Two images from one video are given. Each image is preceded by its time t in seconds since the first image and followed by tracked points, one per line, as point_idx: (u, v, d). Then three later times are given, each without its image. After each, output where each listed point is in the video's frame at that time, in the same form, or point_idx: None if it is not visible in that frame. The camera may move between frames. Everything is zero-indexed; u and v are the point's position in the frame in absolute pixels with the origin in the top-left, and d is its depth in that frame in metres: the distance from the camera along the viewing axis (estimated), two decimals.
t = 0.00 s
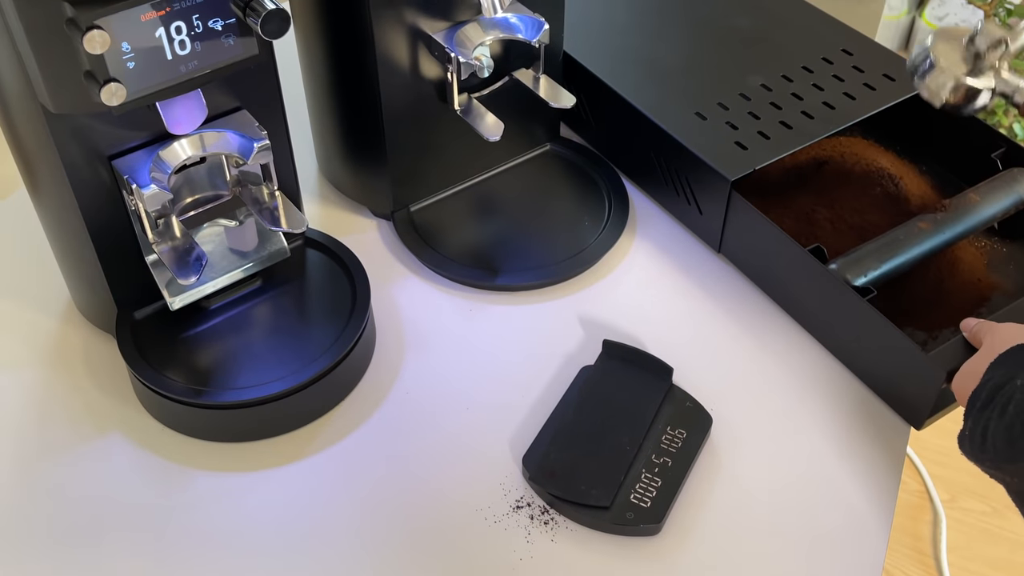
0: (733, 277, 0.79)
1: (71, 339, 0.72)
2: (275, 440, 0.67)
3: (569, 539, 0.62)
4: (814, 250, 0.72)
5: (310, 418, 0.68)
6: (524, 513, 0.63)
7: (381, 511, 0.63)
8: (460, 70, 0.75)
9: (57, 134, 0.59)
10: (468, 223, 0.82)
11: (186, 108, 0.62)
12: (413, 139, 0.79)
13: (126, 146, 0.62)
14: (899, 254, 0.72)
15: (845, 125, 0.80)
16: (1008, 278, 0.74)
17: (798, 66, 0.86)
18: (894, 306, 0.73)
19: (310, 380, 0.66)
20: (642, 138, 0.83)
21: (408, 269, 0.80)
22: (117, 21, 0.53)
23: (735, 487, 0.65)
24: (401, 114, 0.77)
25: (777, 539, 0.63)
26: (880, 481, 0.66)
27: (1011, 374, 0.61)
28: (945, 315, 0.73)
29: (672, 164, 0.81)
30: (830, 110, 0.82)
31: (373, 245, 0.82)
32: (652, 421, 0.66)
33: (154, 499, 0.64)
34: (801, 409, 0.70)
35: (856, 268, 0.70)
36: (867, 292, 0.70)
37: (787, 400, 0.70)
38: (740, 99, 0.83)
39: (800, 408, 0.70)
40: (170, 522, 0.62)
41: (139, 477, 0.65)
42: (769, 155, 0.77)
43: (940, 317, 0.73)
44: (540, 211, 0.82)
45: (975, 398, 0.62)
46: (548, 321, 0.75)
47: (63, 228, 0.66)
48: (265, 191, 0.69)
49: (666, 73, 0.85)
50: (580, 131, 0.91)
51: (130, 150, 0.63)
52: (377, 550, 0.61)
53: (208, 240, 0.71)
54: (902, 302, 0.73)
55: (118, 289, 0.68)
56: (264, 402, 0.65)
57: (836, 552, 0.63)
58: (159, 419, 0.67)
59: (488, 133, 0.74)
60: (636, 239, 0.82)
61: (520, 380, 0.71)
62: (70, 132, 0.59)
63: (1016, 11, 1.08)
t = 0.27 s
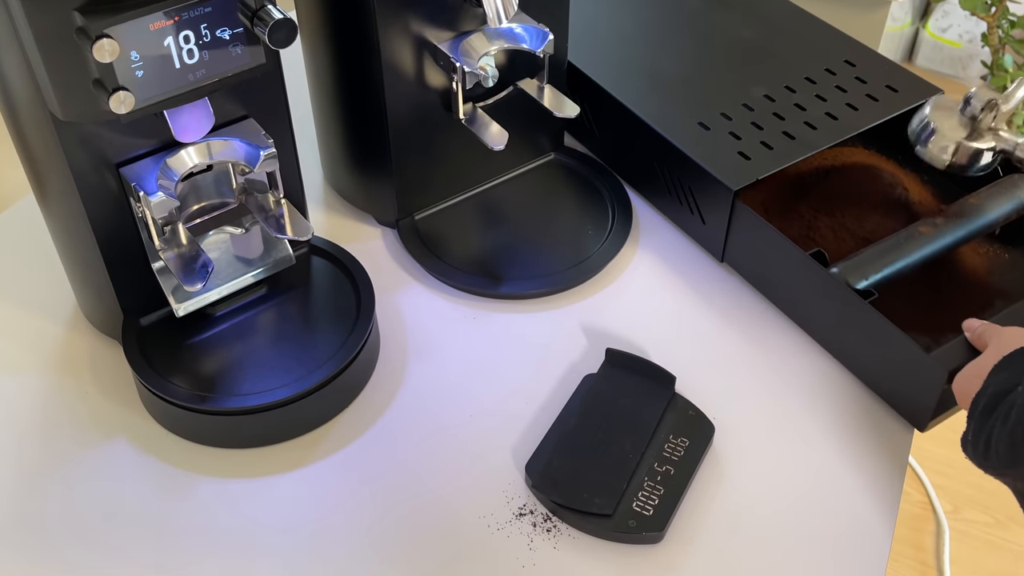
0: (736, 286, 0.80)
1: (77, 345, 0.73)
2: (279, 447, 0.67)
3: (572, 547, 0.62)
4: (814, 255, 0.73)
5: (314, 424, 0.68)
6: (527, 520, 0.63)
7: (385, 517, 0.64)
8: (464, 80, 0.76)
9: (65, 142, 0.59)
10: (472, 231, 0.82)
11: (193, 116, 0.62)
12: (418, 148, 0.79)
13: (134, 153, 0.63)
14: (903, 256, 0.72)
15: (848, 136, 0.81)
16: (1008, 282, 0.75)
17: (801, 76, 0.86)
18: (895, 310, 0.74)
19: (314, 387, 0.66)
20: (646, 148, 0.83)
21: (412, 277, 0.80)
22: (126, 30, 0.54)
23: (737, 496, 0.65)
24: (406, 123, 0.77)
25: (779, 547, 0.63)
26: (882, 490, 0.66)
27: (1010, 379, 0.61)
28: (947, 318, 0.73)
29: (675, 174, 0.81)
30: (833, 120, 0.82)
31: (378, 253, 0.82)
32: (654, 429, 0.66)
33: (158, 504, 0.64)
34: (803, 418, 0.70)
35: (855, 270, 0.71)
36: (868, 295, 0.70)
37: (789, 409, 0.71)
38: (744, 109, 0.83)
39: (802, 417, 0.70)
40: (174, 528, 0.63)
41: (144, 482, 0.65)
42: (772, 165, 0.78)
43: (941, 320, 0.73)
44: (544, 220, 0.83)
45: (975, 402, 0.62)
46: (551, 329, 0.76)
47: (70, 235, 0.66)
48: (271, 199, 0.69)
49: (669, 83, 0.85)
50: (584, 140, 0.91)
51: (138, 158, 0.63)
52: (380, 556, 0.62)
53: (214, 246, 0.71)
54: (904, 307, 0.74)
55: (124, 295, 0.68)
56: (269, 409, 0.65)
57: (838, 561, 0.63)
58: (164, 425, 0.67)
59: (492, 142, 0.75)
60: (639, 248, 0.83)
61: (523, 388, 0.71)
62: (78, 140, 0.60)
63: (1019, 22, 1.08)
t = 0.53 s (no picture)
0: (744, 294, 0.80)
1: (89, 349, 0.73)
2: (289, 451, 0.68)
3: (579, 553, 0.63)
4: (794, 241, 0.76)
5: (323, 429, 0.68)
6: (534, 527, 0.64)
7: (393, 522, 0.64)
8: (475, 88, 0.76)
9: (80, 147, 0.60)
10: (481, 239, 0.82)
11: (207, 123, 0.63)
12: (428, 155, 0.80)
13: (148, 159, 0.63)
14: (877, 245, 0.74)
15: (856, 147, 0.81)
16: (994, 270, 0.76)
17: (809, 87, 0.87)
18: (879, 296, 0.76)
19: (324, 392, 0.66)
20: (655, 157, 0.84)
21: (422, 283, 0.81)
22: (142, 38, 0.54)
23: (744, 504, 0.66)
24: (417, 131, 0.78)
25: (786, 556, 0.63)
26: (890, 499, 0.66)
27: (986, 357, 0.61)
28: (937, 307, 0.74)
29: (684, 183, 0.82)
30: (841, 131, 0.82)
31: (387, 260, 0.83)
32: (661, 436, 0.66)
33: (169, 508, 0.64)
34: (810, 426, 0.70)
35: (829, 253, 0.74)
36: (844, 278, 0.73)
37: (796, 417, 0.71)
38: (752, 119, 0.83)
39: (809, 426, 0.70)
40: (184, 531, 0.63)
41: (154, 485, 0.65)
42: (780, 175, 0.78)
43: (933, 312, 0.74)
44: (552, 227, 0.83)
45: (959, 388, 0.62)
46: (559, 336, 0.76)
47: (83, 239, 0.67)
48: (282, 205, 0.70)
49: (678, 93, 0.86)
50: (593, 149, 0.92)
51: (152, 164, 0.64)
52: (387, 560, 0.62)
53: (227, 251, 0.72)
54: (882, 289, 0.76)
55: (137, 300, 0.69)
56: (278, 413, 0.66)
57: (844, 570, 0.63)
58: (175, 428, 0.68)
59: (502, 150, 0.75)
60: (647, 257, 0.83)
61: (531, 395, 0.72)
62: (93, 146, 0.61)
63: None
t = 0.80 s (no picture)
0: (761, 302, 0.80)
1: (112, 350, 0.74)
2: (309, 453, 0.68)
3: (596, 558, 0.63)
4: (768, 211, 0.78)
5: (343, 431, 0.69)
6: (551, 531, 0.64)
7: (410, 524, 0.64)
8: (496, 95, 0.77)
9: (107, 150, 0.61)
10: (500, 245, 0.83)
11: (233, 126, 0.64)
12: (448, 160, 0.80)
13: (173, 162, 0.64)
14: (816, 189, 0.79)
15: (875, 157, 0.81)
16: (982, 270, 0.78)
17: (828, 97, 0.87)
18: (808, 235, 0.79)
19: (344, 395, 0.67)
20: (673, 165, 0.84)
21: (440, 288, 0.81)
22: (171, 42, 0.55)
23: (761, 511, 0.66)
24: (437, 136, 0.78)
25: (803, 564, 0.63)
26: (907, 509, 0.66)
27: (902, 287, 0.62)
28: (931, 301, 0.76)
29: (702, 190, 0.82)
30: (860, 140, 0.82)
31: (407, 264, 0.83)
32: (679, 443, 0.66)
33: (189, 508, 0.65)
34: (827, 435, 0.70)
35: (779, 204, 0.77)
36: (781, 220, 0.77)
37: (813, 424, 0.71)
38: (771, 128, 0.84)
39: (826, 433, 0.70)
40: (204, 531, 0.64)
41: (175, 485, 0.66)
42: (799, 184, 0.78)
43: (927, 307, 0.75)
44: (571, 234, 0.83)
45: (887, 322, 0.63)
46: (577, 341, 0.76)
47: (108, 241, 0.68)
48: (305, 208, 0.71)
49: (697, 102, 0.86)
50: (611, 156, 0.92)
51: (177, 166, 0.64)
52: (404, 562, 0.62)
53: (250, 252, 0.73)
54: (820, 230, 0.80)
55: (160, 301, 0.70)
56: (299, 415, 0.66)
57: None
58: (196, 430, 0.69)
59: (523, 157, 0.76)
60: (665, 264, 0.83)
61: (547, 399, 0.72)
62: (120, 148, 0.61)
63: None
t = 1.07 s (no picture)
0: (781, 311, 0.80)
1: (133, 349, 0.75)
2: (327, 455, 0.68)
3: (613, 564, 0.62)
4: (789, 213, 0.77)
5: (361, 433, 0.69)
6: (568, 537, 0.64)
7: (426, 527, 0.64)
8: (518, 99, 0.77)
9: (132, 149, 0.61)
10: (519, 249, 0.83)
11: (257, 127, 0.64)
12: (469, 164, 0.80)
13: (196, 162, 0.65)
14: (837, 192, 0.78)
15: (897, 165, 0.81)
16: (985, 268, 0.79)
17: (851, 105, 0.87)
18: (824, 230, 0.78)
19: (362, 396, 0.67)
20: (694, 172, 0.84)
21: (459, 292, 0.81)
22: (198, 42, 0.55)
23: (780, 520, 0.65)
24: (459, 140, 0.78)
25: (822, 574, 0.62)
26: (928, 521, 0.65)
27: (887, 333, 0.57)
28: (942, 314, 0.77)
29: (722, 198, 0.82)
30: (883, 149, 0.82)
31: (426, 267, 0.83)
32: (698, 450, 0.66)
33: (207, 507, 0.65)
34: (847, 444, 0.70)
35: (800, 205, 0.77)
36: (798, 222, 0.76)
37: (833, 434, 0.70)
38: (793, 136, 0.83)
39: (846, 443, 0.70)
40: (222, 530, 0.64)
41: (194, 484, 0.66)
42: (821, 192, 0.78)
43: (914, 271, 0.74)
44: (590, 239, 0.83)
45: (876, 370, 0.57)
46: (595, 347, 0.76)
47: (131, 240, 0.68)
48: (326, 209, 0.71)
49: (719, 109, 0.86)
50: (631, 163, 0.92)
51: (200, 166, 0.65)
52: (420, 564, 0.62)
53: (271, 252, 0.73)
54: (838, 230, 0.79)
55: (181, 301, 0.70)
56: (317, 416, 0.66)
57: None
58: (216, 429, 0.69)
59: (544, 161, 0.76)
60: (684, 271, 0.83)
61: (565, 404, 0.72)
62: (145, 147, 0.62)
63: None
